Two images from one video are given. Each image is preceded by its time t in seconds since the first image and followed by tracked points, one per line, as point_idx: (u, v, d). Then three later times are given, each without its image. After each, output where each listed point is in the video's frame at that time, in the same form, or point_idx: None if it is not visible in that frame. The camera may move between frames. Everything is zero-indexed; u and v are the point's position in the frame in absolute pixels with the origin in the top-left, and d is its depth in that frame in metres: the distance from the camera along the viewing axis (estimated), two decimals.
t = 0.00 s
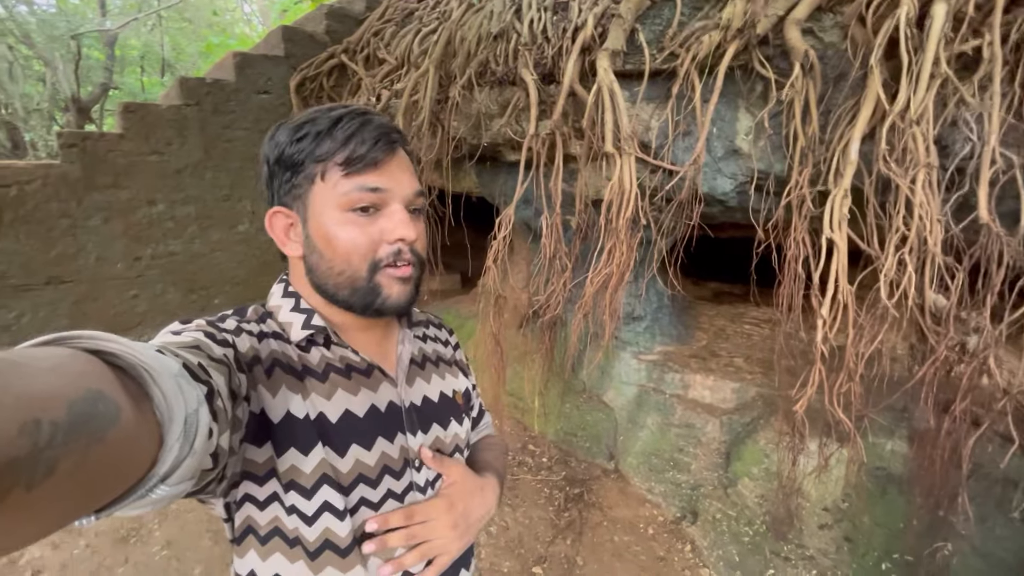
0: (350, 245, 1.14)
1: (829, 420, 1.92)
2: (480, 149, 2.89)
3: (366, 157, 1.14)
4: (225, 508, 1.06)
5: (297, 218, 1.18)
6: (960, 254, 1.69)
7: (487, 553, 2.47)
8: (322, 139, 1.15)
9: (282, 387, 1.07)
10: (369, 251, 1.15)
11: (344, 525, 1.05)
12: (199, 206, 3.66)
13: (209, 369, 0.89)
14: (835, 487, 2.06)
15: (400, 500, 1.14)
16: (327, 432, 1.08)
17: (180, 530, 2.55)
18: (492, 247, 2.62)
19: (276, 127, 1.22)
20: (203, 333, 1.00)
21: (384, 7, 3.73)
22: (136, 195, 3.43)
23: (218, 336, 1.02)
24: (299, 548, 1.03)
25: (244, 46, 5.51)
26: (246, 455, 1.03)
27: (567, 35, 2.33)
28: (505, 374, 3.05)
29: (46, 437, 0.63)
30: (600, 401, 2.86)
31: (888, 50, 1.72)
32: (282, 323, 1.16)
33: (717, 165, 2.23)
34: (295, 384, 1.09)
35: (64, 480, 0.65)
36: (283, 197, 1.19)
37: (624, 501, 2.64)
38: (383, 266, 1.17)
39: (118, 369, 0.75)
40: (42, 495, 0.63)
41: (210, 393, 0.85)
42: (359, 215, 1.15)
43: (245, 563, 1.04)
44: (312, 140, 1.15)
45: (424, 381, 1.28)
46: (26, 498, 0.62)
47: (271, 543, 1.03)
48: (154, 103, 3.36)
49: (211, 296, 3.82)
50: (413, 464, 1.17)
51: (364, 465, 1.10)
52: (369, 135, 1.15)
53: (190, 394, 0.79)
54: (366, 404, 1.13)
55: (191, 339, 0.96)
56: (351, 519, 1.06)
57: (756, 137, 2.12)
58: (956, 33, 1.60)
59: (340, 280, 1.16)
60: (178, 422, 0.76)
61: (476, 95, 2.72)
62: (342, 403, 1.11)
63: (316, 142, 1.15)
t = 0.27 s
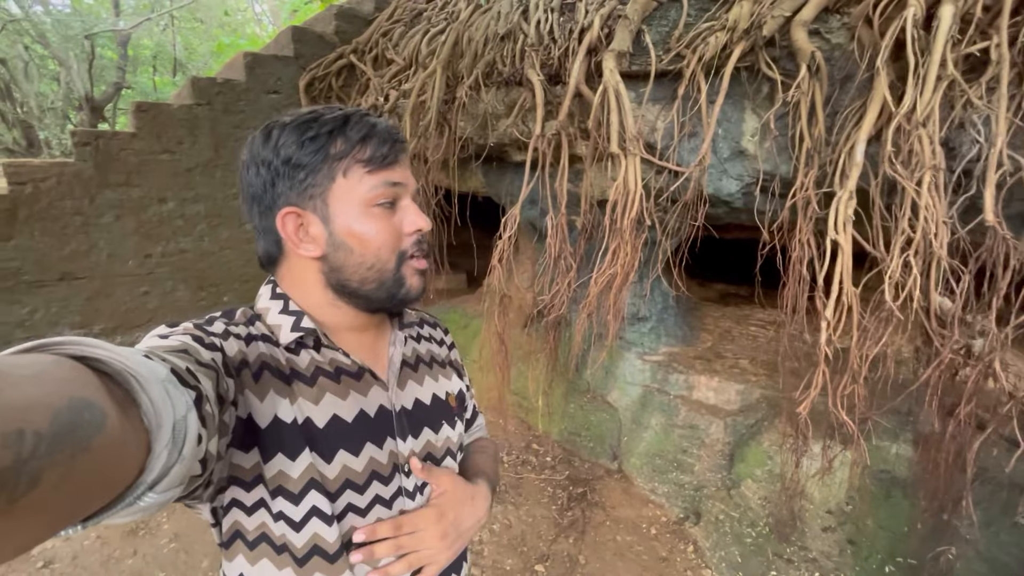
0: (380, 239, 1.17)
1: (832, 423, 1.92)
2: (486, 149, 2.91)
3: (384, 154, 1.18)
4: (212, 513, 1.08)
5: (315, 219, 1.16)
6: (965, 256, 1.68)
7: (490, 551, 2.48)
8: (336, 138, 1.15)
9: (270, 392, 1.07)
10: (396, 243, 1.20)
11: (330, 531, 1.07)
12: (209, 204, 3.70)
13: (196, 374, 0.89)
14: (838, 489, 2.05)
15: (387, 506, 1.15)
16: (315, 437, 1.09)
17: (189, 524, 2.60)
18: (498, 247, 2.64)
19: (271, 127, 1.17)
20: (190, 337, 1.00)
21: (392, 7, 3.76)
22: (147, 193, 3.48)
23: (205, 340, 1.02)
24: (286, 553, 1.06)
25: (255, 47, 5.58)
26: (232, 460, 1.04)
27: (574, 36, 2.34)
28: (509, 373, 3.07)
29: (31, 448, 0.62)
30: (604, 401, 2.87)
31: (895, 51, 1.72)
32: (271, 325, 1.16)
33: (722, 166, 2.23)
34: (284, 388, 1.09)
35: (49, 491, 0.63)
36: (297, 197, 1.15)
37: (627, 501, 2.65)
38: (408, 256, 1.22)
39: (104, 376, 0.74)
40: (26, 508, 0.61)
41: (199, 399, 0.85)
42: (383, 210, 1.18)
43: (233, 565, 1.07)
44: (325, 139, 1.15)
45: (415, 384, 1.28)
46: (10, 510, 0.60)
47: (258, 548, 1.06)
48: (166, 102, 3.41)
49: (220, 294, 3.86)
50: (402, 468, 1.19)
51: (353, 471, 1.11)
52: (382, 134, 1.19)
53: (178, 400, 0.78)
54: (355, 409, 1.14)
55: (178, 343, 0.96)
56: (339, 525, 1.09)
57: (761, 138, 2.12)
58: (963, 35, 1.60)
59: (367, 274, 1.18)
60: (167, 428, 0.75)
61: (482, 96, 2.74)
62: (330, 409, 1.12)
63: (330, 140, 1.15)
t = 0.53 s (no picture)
0: (389, 229, 1.21)
1: (824, 422, 1.93)
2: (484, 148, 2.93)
3: (391, 148, 1.21)
4: (207, 503, 1.08)
5: (330, 211, 1.17)
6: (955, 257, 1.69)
7: (484, 548, 2.49)
8: (343, 131, 1.17)
9: (263, 382, 1.08)
10: (404, 233, 1.23)
11: (328, 517, 1.08)
12: (208, 201, 3.71)
13: (186, 364, 0.89)
14: (830, 488, 2.06)
15: (386, 491, 1.17)
16: (310, 425, 1.10)
17: (184, 519, 2.61)
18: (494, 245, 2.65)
19: (275, 118, 1.15)
20: (181, 327, 1.00)
21: (392, 7, 3.77)
22: (145, 190, 3.49)
23: (196, 330, 1.02)
24: (283, 540, 1.06)
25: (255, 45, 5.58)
26: (225, 451, 1.04)
27: (570, 36, 2.36)
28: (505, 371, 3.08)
29: (16, 435, 0.62)
30: (599, 400, 2.88)
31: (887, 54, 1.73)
32: (263, 315, 1.16)
33: (718, 166, 2.25)
34: (278, 377, 1.10)
35: (35, 478, 0.64)
36: (309, 189, 1.15)
37: (621, 500, 2.66)
38: (414, 246, 1.26)
39: (91, 365, 0.74)
40: (13, 492, 0.62)
41: (188, 388, 0.85)
42: (390, 201, 1.21)
43: (228, 555, 1.07)
44: (335, 132, 1.16)
45: (408, 370, 1.31)
46: None
47: (254, 536, 1.06)
48: (165, 99, 3.42)
49: (218, 290, 3.87)
50: (399, 454, 1.20)
51: (350, 457, 1.13)
52: (386, 128, 1.22)
53: (167, 389, 0.79)
54: (350, 395, 1.16)
55: (168, 333, 0.96)
56: (336, 511, 1.09)
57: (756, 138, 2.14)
58: (954, 38, 1.61)
59: (380, 264, 1.21)
60: (156, 417, 0.76)
61: (480, 95, 2.75)
62: (325, 396, 1.13)
63: (339, 133, 1.16)
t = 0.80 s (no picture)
0: (389, 243, 1.19)
1: (819, 426, 1.93)
2: (480, 148, 2.92)
3: (397, 160, 1.19)
4: (210, 508, 1.07)
5: (326, 219, 1.16)
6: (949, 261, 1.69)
7: (477, 549, 2.49)
8: (349, 139, 1.15)
9: (267, 385, 1.07)
10: (403, 247, 1.22)
11: (336, 518, 1.07)
12: (204, 200, 3.70)
13: (189, 369, 0.86)
14: (824, 492, 2.06)
15: (390, 491, 1.17)
16: (314, 427, 1.10)
17: (176, 519, 2.61)
18: (490, 246, 2.64)
19: (283, 120, 1.14)
20: (182, 332, 0.97)
21: (390, 5, 3.75)
22: (141, 188, 3.48)
23: (197, 335, 0.99)
24: (290, 543, 1.04)
25: (253, 43, 5.56)
26: (229, 455, 1.03)
27: (567, 36, 2.35)
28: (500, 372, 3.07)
29: (18, 448, 0.61)
30: (595, 401, 2.88)
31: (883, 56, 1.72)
32: (264, 319, 1.15)
33: (714, 168, 2.24)
34: (281, 381, 1.09)
35: (39, 490, 0.63)
36: (309, 194, 1.14)
37: (616, 502, 2.65)
38: (413, 260, 1.25)
39: (93, 373, 0.72)
40: (19, 505, 0.61)
41: (191, 394, 0.83)
42: (391, 213, 1.20)
43: (231, 561, 1.04)
44: (340, 140, 1.14)
45: (410, 371, 1.31)
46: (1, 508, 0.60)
47: (259, 541, 1.03)
48: (161, 98, 3.40)
49: (213, 289, 3.86)
50: (402, 454, 1.21)
51: (355, 459, 1.13)
52: (394, 139, 1.20)
53: (171, 396, 0.77)
54: (354, 397, 1.16)
55: (169, 338, 0.93)
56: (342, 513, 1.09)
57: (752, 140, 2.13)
58: (950, 41, 1.61)
59: (373, 276, 1.19)
60: (159, 425, 0.74)
61: (476, 95, 2.74)
62: (329, 399, 1.13)
63: (344, 141, 1.15)
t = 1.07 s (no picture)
0: (346, 233, 1.12)
1: (813, 424, 1.91)
2: (475, 145, 2.90)
3: (361, 142, 1.12)
4: (204, 492, 1.05)
5: (290, 204, 1.14)
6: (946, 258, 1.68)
7: (470, 548, 2.47)
8: (316, 122, 1.12)
9: (265, 371, 1.05)
10: (364, 238, 1.13)
11: (329, 507, 1.05)
12: (198, 196, 3.68)
13: (188, 352, 0.87)
14: (819, 491, 2.05)
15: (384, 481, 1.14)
16: (310, 415, 1.07)
17: (167, 517, 2.60)
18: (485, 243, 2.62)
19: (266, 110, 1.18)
20: (180, 315, 0.97)
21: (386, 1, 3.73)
22: (134, 185, 3.46)
23: (196, 319, 0.99)
24: (283, 529, 1.03)
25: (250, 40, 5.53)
26: (225, 440, 1.01)
27: (562, 31, 2.32)
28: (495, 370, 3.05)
29: (16, 421, 0.61)
30: (590, 400, 2.86)
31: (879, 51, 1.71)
32: (264, 305, 1.13)
33: (710, 165, 2.22)
34: (278, 366, 1.07)
35: (36, 465, 0.62)
36: (274, 179, 1.15)
37: (611, 501, 2.64)
38: (377, 253, 1.15)
39: (92, 353, 0.73)
40: (14, 480, 0.61)
41: (189, 376, 0.83)
42: (355, 200, 1.12)
43: (225, 546, 1.03)
44: (307, 123, 1.12)
45: (409, 362, 1.28)
46: None
47: (252, 527, 1.02)
48: (154, 93, 3.38)
49: (207, 286, 3.85)
50: (398, 445, 1.17)
51: (350, 448, 1.10)
52: (365, 120, 1.14)
53: (169, 378, 0.78)
54: (352, 386, 1.13)
55: (168, 321, 0.93)
56: (336, 502, 1.06)
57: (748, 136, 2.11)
58: (948, 35, 1.58)
59: (333, 265, 1.13)
60: (157, 405, 0.74)
61: (471, 91, 2.72)
62: (326, 386, 1.10)
63: (310, 125, 1.12)
